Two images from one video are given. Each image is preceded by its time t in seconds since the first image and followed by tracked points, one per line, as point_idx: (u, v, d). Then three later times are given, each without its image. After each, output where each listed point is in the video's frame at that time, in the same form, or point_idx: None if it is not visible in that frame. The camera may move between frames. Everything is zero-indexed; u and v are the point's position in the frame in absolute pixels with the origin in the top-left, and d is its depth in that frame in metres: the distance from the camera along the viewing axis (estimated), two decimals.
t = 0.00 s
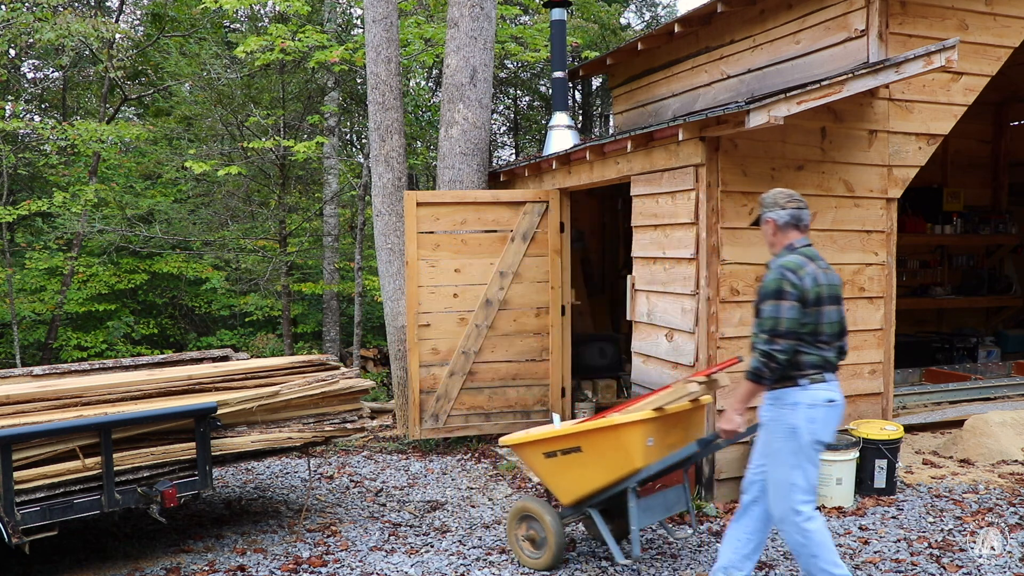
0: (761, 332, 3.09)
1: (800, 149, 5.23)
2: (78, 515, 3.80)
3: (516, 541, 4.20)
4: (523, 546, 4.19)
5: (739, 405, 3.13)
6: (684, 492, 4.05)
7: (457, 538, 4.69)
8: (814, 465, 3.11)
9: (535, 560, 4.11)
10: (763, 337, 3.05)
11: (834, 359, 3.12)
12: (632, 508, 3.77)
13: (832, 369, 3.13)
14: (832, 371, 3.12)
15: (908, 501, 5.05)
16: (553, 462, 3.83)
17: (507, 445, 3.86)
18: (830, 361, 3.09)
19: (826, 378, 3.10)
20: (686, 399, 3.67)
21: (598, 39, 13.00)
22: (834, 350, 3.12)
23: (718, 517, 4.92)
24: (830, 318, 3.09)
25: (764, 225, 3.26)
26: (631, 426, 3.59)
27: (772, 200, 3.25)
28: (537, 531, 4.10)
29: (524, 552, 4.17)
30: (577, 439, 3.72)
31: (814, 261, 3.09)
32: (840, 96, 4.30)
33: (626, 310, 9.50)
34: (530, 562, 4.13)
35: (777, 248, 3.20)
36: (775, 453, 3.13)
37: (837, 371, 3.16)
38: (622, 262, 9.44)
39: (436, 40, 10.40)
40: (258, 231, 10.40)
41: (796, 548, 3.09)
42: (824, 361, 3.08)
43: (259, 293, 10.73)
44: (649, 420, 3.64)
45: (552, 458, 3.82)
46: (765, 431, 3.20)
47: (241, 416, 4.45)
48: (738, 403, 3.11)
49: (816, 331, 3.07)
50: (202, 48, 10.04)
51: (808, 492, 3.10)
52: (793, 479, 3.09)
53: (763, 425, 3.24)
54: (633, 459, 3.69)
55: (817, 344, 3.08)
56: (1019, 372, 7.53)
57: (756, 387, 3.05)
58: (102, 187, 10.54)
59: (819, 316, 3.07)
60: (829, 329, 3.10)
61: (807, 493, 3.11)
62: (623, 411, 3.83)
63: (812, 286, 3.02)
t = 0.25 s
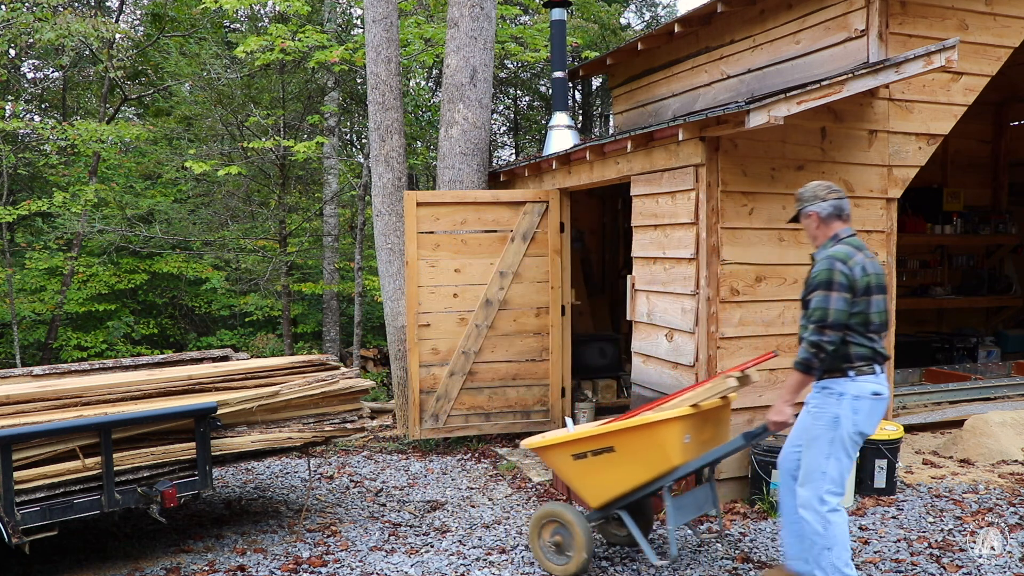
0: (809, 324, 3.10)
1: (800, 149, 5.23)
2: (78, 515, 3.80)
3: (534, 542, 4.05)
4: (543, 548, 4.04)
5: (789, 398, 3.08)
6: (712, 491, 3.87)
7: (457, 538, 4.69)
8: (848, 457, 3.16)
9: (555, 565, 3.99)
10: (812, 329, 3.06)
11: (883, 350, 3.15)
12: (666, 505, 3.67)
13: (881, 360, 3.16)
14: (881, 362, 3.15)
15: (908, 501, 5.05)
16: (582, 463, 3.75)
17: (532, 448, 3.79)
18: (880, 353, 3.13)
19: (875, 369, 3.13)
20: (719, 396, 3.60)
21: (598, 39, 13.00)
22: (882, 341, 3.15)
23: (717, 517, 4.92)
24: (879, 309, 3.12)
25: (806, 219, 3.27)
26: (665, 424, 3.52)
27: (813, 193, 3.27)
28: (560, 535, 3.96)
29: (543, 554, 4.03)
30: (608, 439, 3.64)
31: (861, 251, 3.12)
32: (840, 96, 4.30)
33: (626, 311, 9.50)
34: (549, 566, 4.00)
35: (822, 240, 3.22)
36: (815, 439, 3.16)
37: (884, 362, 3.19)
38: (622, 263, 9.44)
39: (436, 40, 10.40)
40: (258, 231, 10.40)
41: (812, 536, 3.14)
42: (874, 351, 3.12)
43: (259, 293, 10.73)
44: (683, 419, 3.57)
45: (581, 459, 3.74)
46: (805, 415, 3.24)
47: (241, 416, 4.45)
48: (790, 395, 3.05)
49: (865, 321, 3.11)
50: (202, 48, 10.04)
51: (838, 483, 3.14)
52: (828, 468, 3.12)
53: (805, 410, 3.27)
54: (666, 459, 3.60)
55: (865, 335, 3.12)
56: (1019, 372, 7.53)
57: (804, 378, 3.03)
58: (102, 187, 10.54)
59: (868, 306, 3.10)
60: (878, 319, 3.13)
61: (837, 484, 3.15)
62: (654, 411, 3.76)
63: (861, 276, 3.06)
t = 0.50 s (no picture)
0: (854, 324, 3.04)
1: (800, 149, 5.23)
2: (78, 515, 3.80)
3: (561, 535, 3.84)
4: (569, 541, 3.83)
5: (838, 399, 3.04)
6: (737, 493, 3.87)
7: (457, 537, 4.69)
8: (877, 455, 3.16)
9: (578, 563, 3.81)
10: (859, 328, 2.99)
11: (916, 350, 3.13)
12: (705, 509, 3.68)
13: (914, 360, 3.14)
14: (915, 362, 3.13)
15: (908, 501, 5.05)
16: (614, 469, 3.53)
17: (559, 454, 3.57)
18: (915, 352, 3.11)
19: (909, 369, 3.11)
20: (763, 396, 3.40)
21: (598, 39, 13.00)
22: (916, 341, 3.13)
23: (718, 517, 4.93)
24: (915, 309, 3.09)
25: (843, 221, 3.22)
26: (705, 425, 3.31)
27: (850, 196, 3.23)
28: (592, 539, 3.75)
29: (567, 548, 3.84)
30: (643, 443, 3.43)
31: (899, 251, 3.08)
32: (840, 96, 4.30)
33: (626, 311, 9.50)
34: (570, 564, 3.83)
35: (860, 242, 3.16)
36: (845, 435, 3.17)
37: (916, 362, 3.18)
38: (622, 263, 9.44)
39: (436, 40, 10.40)
40: (258, 231, 10.41)
41: (826, 528, 3.19)
42: (910, 352, 3.09)
43: (259, 293, 10.73)
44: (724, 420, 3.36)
45: (614, 464, 3.52)
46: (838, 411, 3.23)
47: (241, 416, 4.46)
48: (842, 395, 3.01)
49: (904, 321, 3.06)
50: (202, 48, 10.03)
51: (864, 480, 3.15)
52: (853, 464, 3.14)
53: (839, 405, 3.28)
54: (705, 462, 3.38)
55: (904, 335, 3.08)
56: (1019, 372, 7.53)
57: (853, 378, 2.98)
58: (102, 187, 10.54)
59: (907, 307, 3.06)
60: (914, 319, 3.10)
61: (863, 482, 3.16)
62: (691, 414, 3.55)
63: (903, 276, 3.01)
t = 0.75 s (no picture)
0: (894, 315, 3.09)
1: (800, 149, 5.23)
2: (78, 515, 3.80)
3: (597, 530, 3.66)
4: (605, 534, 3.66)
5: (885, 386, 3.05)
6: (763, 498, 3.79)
7: (457, 538, 4.69)
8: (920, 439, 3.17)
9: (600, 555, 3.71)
10: (901, 319, 3.04)
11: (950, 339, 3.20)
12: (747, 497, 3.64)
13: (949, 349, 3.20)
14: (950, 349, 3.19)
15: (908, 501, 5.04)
16: (653, 467, 3.45)
17: (596, 455, 3.42)
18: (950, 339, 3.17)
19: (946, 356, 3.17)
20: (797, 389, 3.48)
21: (598, 39, 13.00)
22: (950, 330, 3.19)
23: (718, 517, 4.93)
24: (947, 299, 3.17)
25: (868, 219, 3.29)
26: (756, 420, 3.32)
27: (873, 194, 3.31)
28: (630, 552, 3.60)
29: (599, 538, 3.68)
30: (687, 440, 3.38)
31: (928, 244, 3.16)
32: (840, 96, 4.31)
33: (626, 311, 9.50)
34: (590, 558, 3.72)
35: (888, 238, 3.23)
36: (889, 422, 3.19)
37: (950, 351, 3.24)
38: (622, 263, 9.44)
39: (436, 40, 10.40)
40: (258, 231, 10.42)
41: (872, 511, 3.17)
42: (947, 339, 3.14)
43: (260, 293, 10.73)
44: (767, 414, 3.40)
45: (653, 463, 3.44)
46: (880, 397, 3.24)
47: (241, 416, 4.46)
48: (892, 382, 3.02)
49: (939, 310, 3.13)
50: (202, 48, 10.03)
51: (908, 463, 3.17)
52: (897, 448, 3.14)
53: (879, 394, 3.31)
54: (747, 457, 3.41)
55: (940, 324, 3.14)
56: (1019, 372, 7.52)
57: (901, 365, 3.02)
58: (102, 187, 10.54)
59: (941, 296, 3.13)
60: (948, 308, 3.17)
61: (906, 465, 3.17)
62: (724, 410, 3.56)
63: (936, 266, 3.08)
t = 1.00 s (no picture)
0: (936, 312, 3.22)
1: (800, 149, 5.23)
2: (78, 515, 3.80)
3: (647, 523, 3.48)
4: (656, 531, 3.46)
5: (922, 380, 3.17)
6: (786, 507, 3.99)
7: (457, 538, 4.69)
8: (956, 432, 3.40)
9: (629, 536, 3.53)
10: (943, 315, 3.17)
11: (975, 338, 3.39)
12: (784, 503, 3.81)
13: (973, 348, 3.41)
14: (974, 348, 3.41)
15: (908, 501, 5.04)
16: (692, 468, 3.35)
17: (635, 457, 3.29)
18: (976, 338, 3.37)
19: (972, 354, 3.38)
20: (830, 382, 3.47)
21: (598, 39, 13.00)
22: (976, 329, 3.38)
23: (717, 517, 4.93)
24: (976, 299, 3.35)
25: (902, 216, 3.41)
26: (797, 417, 3.29)
27: (906, 192, 3.44)
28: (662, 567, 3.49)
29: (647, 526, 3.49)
30: (727, 438, 3.31)
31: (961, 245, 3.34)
32: (840, 96, 4.31)
33: (626, 310, 9.50)
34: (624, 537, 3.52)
35: (922, 235, 3.38)
36: (929, 419, 3.37)
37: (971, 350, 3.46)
38: (622, 263, 9.44)
39: (436, 40, 10.40)
40: (258, 231, 10.42)
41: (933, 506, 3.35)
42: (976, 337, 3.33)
43: (260, 293, 10.73)
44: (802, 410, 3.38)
45: (691, 464, 3.35)
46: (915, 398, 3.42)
47: (241, 416, 4.46)
48: (932, 376, 3.14)
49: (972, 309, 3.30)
50: (202, 48, 10.02)
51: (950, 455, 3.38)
52: (941, 444, 3.35)
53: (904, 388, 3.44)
54: (784, 454, 3.38)
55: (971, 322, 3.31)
56: (1019, 372, 7.52)
57: (941, 360, 3.15)
58: (102, 187, 10.54)
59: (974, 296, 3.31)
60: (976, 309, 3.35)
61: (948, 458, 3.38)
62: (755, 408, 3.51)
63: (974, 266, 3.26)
